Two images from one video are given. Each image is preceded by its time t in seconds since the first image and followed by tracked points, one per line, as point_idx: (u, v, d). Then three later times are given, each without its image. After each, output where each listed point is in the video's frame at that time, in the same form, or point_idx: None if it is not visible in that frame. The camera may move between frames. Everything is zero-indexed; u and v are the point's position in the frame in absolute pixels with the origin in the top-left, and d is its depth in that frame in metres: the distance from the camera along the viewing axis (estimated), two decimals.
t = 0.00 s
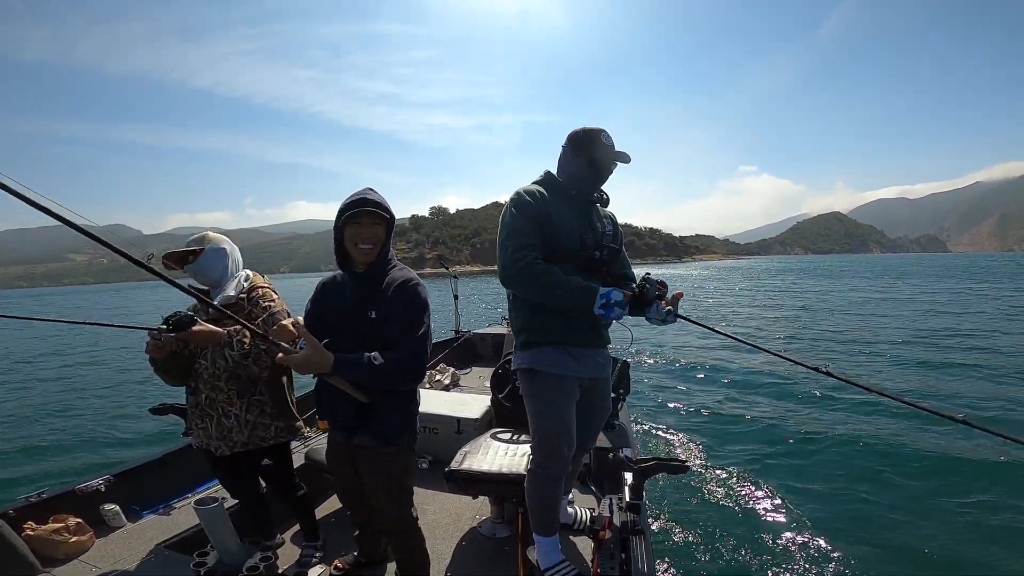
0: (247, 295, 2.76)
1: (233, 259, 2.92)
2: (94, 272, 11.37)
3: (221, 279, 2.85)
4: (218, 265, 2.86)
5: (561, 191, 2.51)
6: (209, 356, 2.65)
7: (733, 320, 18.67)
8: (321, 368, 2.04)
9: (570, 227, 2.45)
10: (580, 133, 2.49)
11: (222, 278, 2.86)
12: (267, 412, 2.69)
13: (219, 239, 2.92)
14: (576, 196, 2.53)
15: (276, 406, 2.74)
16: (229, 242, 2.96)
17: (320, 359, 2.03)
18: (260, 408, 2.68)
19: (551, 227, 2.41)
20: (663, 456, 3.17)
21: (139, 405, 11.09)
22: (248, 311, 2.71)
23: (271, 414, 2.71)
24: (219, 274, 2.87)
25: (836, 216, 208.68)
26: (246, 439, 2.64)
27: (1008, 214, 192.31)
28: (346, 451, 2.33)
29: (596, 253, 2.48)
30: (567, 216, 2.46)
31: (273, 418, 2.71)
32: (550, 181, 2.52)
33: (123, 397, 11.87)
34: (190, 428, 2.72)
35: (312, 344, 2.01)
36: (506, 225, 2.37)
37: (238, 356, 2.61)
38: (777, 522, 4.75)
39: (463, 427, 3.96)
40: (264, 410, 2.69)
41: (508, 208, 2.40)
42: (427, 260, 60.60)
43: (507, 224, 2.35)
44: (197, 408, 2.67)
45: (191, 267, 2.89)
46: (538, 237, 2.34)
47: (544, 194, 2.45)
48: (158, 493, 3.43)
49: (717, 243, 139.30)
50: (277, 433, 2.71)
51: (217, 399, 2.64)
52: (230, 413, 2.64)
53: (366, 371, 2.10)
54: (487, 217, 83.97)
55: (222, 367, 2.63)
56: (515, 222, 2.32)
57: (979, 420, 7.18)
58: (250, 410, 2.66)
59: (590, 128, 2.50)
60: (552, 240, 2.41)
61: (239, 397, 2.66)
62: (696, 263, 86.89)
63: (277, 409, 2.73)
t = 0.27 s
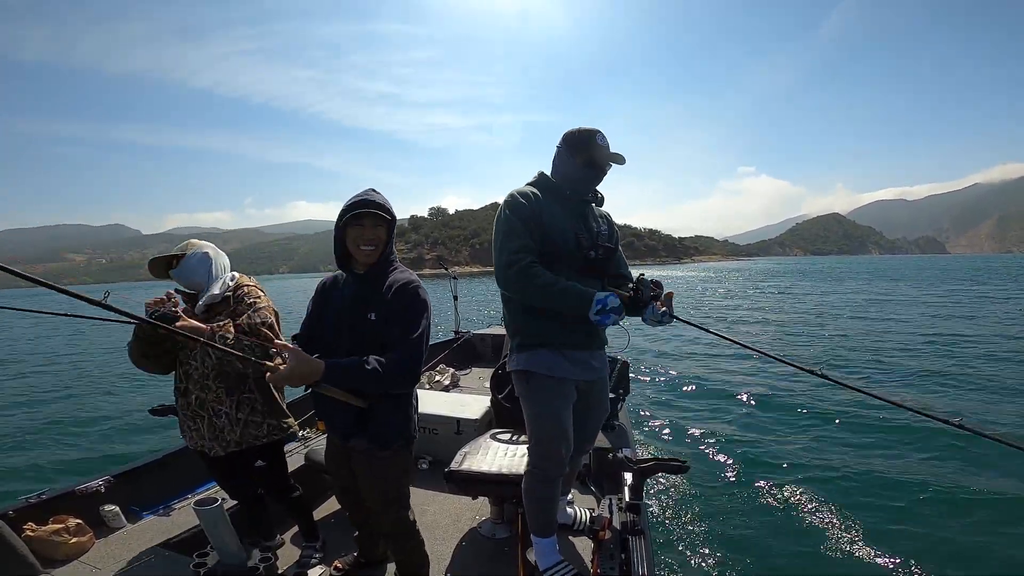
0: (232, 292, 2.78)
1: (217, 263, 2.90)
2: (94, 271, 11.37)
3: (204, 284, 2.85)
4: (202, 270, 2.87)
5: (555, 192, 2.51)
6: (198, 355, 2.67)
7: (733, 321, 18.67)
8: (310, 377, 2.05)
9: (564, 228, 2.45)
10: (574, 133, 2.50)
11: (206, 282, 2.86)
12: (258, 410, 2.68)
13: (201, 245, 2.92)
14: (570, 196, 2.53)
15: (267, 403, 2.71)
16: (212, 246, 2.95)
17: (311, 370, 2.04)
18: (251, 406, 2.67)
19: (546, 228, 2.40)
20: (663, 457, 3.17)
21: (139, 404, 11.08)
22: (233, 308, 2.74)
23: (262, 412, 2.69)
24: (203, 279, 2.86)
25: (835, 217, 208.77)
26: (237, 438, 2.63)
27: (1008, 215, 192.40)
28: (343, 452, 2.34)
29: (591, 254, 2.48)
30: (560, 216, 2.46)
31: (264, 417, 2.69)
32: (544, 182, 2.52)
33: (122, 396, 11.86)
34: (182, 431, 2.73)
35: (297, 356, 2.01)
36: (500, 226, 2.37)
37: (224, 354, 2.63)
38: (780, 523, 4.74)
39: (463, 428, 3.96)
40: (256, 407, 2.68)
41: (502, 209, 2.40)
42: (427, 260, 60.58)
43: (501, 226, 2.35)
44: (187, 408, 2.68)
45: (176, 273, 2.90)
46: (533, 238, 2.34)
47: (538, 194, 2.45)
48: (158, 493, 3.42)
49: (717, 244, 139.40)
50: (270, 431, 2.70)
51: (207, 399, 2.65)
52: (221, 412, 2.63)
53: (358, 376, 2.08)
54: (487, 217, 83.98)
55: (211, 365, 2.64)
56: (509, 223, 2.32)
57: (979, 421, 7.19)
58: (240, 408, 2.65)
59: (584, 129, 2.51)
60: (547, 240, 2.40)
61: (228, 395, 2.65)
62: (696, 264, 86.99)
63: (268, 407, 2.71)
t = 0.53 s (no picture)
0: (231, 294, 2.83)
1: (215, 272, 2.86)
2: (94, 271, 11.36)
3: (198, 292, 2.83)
4: (202, 276, 2.85)
5: (554, 192, 2.52)
6: (193, 355, 2.67)
7: (732, 322, 18.67)
8: (298, 372, 2.07)
9: (564, 227, 2.46)
10: (573, 131, 2.50)
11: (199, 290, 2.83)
12: (254, 410, 2.70)
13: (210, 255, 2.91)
14: (569, 196, 2.54)
15: (263, 404, 2.74)
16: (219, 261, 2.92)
17: (299, 363, 2.05)
18: (247, 407, 2.69)
19: (545, 228, 2.41)
20: (662, 457, 3.17)
21: (138, 405, 11.06)
22: (232, 308, 2.78)
23: (258, 413, 2.71)
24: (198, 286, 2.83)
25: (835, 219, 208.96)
26: (232, 438, 2.64)
27: (1007, 218, 192.65)
28: (339, 452, 2.33)
29: (591, 254, 2.48)
30: (558, 215, 2.47)
31: (259, 417, 2.71)
32: (543, 181, 2.53)
33: (121, 397, 11.84)
34: (173, 432, 2.71)
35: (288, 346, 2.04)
36: (500, 226, 2.37)
37: (224, 351, 2.64)
38: (780, 523, 4.75)
39: (463, 428, 3.97)
40: (251, 408, 2.70)
41: (501, 209, 2.40)
42: (426, 260, 60.52)
43: (501, 226, 2.35)
44: (179, 408, 2.67)
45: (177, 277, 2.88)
46: (532, 238, 2.35)
47: (537, 194, 2.46)
48: (157, 495, 3.42)
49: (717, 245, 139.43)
50: (265, 431, 2.72)
51: (201, 398, 2.65)
52: (216, 411, 2.64)
53: (356, 369, 2.09)
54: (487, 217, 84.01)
55: (206, 365, 2.65)
56: (507, 223, 2.33)
57: (978, 422, 7.20)
58: (235, 408, 2.66)
59: (581, 126, 2.51)
60: (546, 239, 2.40)
61: (224, 394, 2.66)
62: (696, 265, 86.97)
63: (263, 407, 2.73)
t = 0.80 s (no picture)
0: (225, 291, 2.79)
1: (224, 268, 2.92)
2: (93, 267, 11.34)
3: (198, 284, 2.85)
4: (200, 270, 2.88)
5: (556, 191, 2.51)
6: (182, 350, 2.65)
7: (732, 323, 18.67)
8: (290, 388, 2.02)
9: (565, 227, 2.45)
10: (575, 130, 2.49)
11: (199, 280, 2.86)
12: (246, 406, 2.68)
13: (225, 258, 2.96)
14: (570, 195, 2.54)
15: (255, 401, 2.72)
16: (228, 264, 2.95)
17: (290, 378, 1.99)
18: (240, 403, 2.67)
19: (548, 228, 2.40)
20: (663, 457, 3.17)
21: (137, 402, 11.03)
22: (224, 304, 2.75)
23: (251, 410, 2.69)
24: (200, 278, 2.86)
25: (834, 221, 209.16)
26: (223, 434, 2.63)
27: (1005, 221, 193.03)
28: (335, 453, 2.31)
29: (593, 253, 2.47)
30: (560, 214, 2.45)
31: (251, 413, 2.69)
32: (544, 181, 2.52)
33: (120, 393, 11.81)
34: (161, 427, 2.70)
35: (279, 364, 1.97)
36: (503, 226, 2.35)
37: (211, 348, 2.60)
38: (780, 525, 4.74)
39: (463, 427, 3.96)
40: (244, 404, 2.68)
41: (503, 209, 2.39)
42: (425, 258, 60.43)
43: (503, 226, 2.33)
44: (168, 404, 2.65)
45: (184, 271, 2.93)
46: (536, 238, 2.33)
47: (539, 193, 2.45)
48: (156, 493, 3.40)
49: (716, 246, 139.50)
50: (257, 429, 2.70)
51: (192, 394, 2.62)
52: (207, 407, 2.62)
53: (345, 380, 2.03)
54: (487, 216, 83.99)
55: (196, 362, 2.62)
56: (511, 223, 2.31)
57: (978, 425, 7.19)
58: (227, 405, 2.64)
59: (582, 125, 2.50)
60: (548, 239, 2.40)
61: (213, 391, 2.64)
62: (695, 265, 87.01)
63: (255, 404, 2.71)
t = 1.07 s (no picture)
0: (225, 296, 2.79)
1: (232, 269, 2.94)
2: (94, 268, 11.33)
3: (204, 285, 2.86)
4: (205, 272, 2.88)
5: (554, 192, 2.51)
6: (177, 351, 2.67)
7: (731, 323, 18.68)
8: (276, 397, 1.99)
9: (565, 227, 2.45)
10: (574, 131, 2.49)
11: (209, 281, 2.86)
12: (235, 410, 2.64)
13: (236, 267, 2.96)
14: (570, 196, 2.54)
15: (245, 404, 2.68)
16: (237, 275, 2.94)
17: (274, 385, 1.97)
18: (228, 405, 2.63)
19: (548, 228, 2.41)
20: (662, 457, 3.17)
21: (137, 403, 11.04)
22: (222, 309, 2.75)
23: (239, 413, 2.65)
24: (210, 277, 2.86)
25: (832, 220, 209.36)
26: (209, 435, 2.61)
27: (1003, 220, 193.30)
28: (329, 456, 2.30)
29: (594, 254, 2.47)
30: (560, 215, 2.46)
31: (239, 416, 2.66)
32: (543, 182, 2.52)
33: (121, 395, 11.82)
34: (151, 424, 2.72)
35: (262, 377, 1.96)
36: (503, 226, 2.35)
37: (208, 353, 2.63)
38: (780, 524, 4.74)
39: (463, 428, 3.96)
40: (232, 407, 2.64)
41: (503, 210, 2.39)
42: (425, 258, 60.42)
43: (502, 226, 2.33)
44: (159, 402, 2.67)
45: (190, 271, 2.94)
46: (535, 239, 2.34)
47: (538, 194, 2.45)
48: (158, 494, 3.41)
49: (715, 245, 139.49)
50: (243, 432, 2.66)
51: (182, 394, 2.64)
52: (196, 407, 2.62)
53: (329, 389, 2.02)
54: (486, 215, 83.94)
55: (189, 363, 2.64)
56: (510, 224, 2.31)
57: (978, 424, 7.20)
58: (215, 406, 2.62)
59: (580, 126, 2.49)
60: (546, 240, 2.40)
61: (203, 392, 2.63)
62: (694, 265, 87.05)
63: (244, 407, 2.66)
